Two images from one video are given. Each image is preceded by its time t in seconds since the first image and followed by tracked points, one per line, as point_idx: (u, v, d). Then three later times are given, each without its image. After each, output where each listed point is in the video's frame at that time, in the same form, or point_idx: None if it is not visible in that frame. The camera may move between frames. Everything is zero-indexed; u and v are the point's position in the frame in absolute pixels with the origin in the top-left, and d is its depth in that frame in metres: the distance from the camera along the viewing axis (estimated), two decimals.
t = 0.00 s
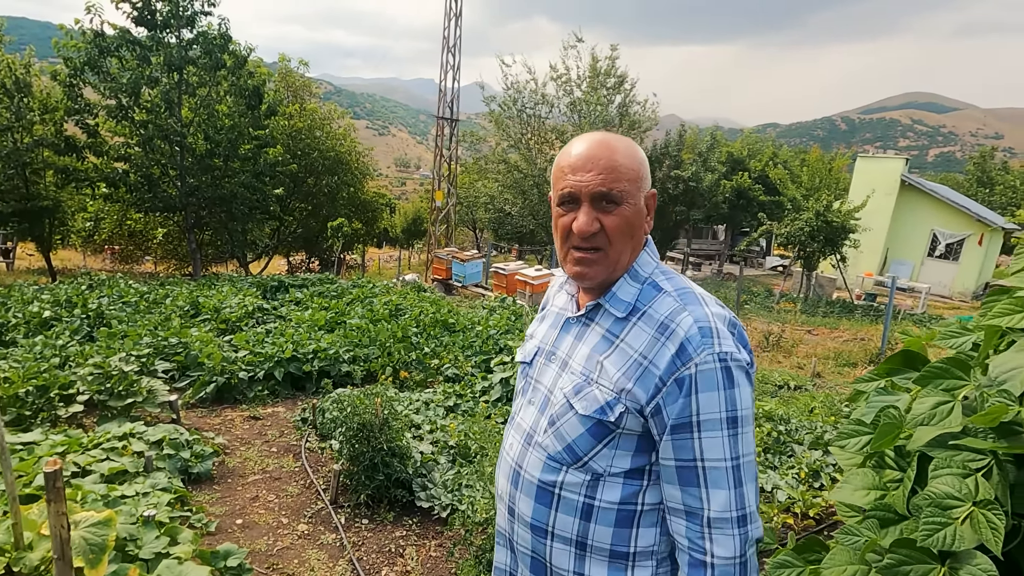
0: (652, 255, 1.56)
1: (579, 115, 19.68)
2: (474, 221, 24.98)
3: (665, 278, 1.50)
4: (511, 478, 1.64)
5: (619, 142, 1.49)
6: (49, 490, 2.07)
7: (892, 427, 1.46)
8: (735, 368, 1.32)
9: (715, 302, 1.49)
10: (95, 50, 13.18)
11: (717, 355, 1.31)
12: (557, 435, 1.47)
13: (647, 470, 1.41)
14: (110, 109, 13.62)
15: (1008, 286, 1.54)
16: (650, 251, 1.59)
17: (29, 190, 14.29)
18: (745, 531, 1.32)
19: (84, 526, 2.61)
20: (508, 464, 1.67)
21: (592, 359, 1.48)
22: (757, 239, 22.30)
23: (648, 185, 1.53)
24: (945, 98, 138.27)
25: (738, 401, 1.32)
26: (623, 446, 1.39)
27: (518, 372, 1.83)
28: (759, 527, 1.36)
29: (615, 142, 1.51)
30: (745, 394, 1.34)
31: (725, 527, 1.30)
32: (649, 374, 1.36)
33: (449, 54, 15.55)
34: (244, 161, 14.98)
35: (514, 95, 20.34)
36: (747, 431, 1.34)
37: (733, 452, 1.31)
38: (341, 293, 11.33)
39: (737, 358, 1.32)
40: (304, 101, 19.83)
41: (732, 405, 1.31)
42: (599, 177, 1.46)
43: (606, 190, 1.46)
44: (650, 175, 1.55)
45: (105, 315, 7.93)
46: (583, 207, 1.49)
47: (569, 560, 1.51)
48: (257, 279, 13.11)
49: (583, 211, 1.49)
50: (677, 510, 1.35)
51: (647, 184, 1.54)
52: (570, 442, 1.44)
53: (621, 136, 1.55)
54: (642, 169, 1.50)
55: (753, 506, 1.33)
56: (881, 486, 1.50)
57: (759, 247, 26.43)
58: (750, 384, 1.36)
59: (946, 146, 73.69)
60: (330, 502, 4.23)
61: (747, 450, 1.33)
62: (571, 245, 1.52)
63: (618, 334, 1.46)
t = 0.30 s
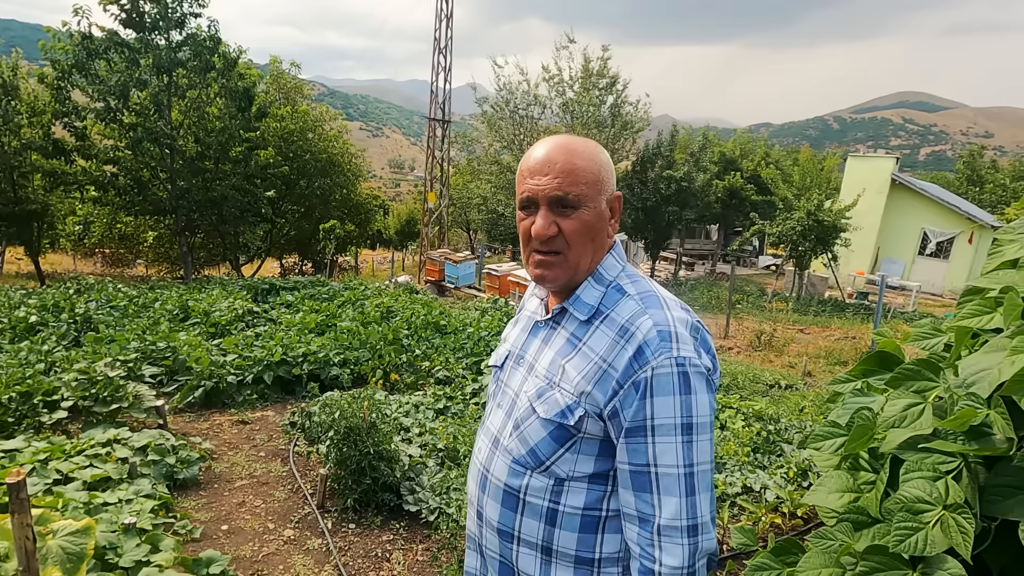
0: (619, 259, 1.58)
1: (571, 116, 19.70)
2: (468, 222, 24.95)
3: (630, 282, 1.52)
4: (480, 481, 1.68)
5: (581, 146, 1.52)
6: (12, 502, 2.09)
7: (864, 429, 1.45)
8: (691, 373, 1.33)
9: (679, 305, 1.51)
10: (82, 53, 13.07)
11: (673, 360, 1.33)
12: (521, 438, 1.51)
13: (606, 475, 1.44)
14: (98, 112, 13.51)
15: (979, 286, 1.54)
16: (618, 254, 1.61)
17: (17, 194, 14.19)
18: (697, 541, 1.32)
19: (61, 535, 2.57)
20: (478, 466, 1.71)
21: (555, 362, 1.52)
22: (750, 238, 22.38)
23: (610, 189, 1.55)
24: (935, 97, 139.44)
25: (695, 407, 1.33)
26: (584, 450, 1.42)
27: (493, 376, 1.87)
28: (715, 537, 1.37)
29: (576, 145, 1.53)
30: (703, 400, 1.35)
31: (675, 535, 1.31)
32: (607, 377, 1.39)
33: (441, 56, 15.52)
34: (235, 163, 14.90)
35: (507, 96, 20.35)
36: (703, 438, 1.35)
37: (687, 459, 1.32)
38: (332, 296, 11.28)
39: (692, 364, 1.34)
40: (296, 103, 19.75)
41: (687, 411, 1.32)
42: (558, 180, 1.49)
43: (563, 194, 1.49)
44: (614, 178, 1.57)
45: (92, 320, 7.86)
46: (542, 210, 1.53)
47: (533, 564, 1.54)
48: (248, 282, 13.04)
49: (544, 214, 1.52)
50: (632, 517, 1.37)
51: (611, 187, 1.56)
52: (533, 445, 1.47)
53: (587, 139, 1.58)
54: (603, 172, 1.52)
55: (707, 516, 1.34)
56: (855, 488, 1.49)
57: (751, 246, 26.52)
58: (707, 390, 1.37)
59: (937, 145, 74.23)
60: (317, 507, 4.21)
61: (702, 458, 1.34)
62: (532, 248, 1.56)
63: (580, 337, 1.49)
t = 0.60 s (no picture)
0: (603, 257, 1.59)
1: (565, 116, 19.72)
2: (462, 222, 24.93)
3: (611, 280, 1.53)
4: (465, 476, 1.70)
5: (559, 146, 1.52)
6: None
7: (850, 427, 1.45)
8: (668, 372, 1.34)
9: (662, 304, 1.51)
10: (72, 52, 12.97)
11: (649, 359, 1.33)
12: (502, 434, 1.52)
13: (587, 473, 1.44)
14: (88, 112, 13.40)
15: (965, 283, 1.54)
16: (602, 253, 1.61)
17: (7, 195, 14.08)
18: (674, 540, 1.32)
19: (48, 538, 2.55)
20: (463, 463, 1.73)
21: (537, 360, 1.53)
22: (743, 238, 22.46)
23: (590, 189, 1.55)
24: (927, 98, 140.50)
25: (671, 406, 1.33)
26: (563, 447, 1.43)
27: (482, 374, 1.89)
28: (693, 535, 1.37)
29: (556, 146, 1.54)
30: (680, 398, 1.35)
31: (651, 533, 1.31)
32: (584, 376, 1.40)
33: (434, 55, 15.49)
34: (227, 163, 14.81)
35: (500, 96, 20.36)
36: (682, 437, 1.35)
37: (663, 458, 1.32)
38: (325, 296, 11.24)
39: (669, 363, 1.34)
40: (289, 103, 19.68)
41: (664, 410, 1.32)
42: (534, 180, 1.50)
43: (538, 194, 1.50)
44: (595, 178, 1.57)
45: (82, 321, 7.81)
46: (519, 210, 1.54)
47: (515, 560, 1.55)
48: (241, 282, 12.97)
49: (520, 214, 1.54)
50: (610, 514, 1.37)
51: (591, 187, 1.56)
52: (513, 442, 1.49)
53: (569, 139, 1.58)
54: (581, 172, 1.52)
55: (685, 515, 1.34)
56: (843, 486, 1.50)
57: (745, 246, 26.63)
58: (687, 389, 1.37)
59: (928, 144, 74.72)
60: (308, 508, 4.19)
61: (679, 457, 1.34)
62: (512, 248, 1.57)
63: (561, 335, 1.50)
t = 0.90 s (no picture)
0: (594, 250, 1.59)
1: (562, 113, 19.70)
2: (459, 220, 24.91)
3: (601, 273, 1.53)
4: (454, 464, 1.71)
5: (550, 140, 1.53)
6: None
7: (839, 422, 1.46)
8: (652, 364, 1.34)
9: (650, 298, 1.51)
10: (66, 46, 12.87)
11: (633, 350, 1.34)
12: (490, 422, 1.54)
13: (570, 463, 1.44)
14: (82, 107, 13.31)
15: (955, 279, 1.55)
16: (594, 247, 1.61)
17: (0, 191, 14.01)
18: (652, 531, 1.33)
19: (41, 534, 2.54)
20: (453, 451, 1.74)
21: (524, 349, 1.54)
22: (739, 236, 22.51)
23: (581, 183, 1.55)
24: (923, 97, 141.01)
25: (654, 398, 1.34)
26: (548, 436, 1.44)
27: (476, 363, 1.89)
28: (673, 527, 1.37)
29: (546, 140, 1.54)
30: (664, 391, 1.36)
31: (630, 523, 1.32)
32: (568, 367, 1.41)
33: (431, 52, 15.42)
34: (223, 159, 14.74)
35: (497, 93, 20.32)
36: (664, 430, 1.35)
37: (644, 449, 1.33)
38: (321, 293, 11.22)
39: (652, 356, 1.34)
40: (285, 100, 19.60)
41: (646, 401, 1.33)
42: (523, 174, 1.50)
43: (527, 187, 1.50)
44: (587, 174, 1.57)
45: (76, 317, 7.77)
46: (509, 203, 1.55)
47: (501, 547, 1.56)
48: (236, 279, 12.92)
49: (510, 208, 1.55)
50: (591, 504, 1.38)
51: (583, 182, 1.56)
52: (499, 430, 1.50)
53: (562, 133, 1.59)
54: (572, 166, 1.52)
55: (665, 506, 1.35)
56: (833, 480, 1.51)
57: (741, 244, 26.69)
58: (670, 382, 1.37)
59: (924, 144, 74.95)
60: (303, 504, 4.19)
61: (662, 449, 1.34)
62: (502, 241, 1.59)
63: (548, 325, 1.51)
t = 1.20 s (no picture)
0: (592, 248, 1.60)
1: (560, 111, 19.69)
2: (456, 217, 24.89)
3: (598, 270, 1.54)
4: (452, 458, 1.72)
5: (551, 138, 1.53)
6: None
7: (834, 421, 1.46)
8: (644, 361, 1.34)
9: (645, 296, 1.51)
10: (61, 40, 12.78)
11: (627, 346, 1.34)
12: (486, 417, 1.54)
13: (565, 458, 1.45)
14: (78, 101, 13.23)
15: (950, 280, 1.56)
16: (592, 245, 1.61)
17: None
18: (642, 526, 1.33)
19: (36, 530, 2.53)
20: (451, 445, 1.74)
21: (521, 345, 1.54)
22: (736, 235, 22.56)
23: (580, 182, 1.55)
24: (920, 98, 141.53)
25: (647, 395, 1.34)
26: (543, 431, 1.44)
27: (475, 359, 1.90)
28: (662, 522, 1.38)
29: (545, 137, 1.54)
30: (656, 387, 1.36)
31: (618, 518, 1.32)
32: (563, 362, 1.41)
33: (429, 49, 15.39)
34: (219, 154, 14.67)
35: (496, 91, 20.29)
36: (656, 426, 1.36)
37: (635, 445, 1.33)
38: (318, 290, 11.20)
39: (645, 352, 1.35)
40: (282, 96, 19.52)
41: (638, 398, 1.33)
42: (521, 170, 1.50)
43: (525, 184, 1.50)
44: (586, 173, 1.57)
45: (72, 313, 7.73)
46: (507, 200, 1.55)
47: (497, 541, 1.57)
48: (233, 275, 12.88)
49: (508, 204, 1.55)
50: (582, 497, 1.39)
51: (581, 181, 1.56)
52: (495, 425, 1.50)
53: (562, 132, 1.59)
54: (570, 165, 1.52)
55: (655, 502, 1.35)
56: (827, 479, 1.51)
57: (738, 243, 26.74)
58: (663, 380, 1.38)
59: (921, 144, 75.22)
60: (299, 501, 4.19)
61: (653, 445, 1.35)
62: (500, 238, 1.59)
63: (545, 321, 1.52)
